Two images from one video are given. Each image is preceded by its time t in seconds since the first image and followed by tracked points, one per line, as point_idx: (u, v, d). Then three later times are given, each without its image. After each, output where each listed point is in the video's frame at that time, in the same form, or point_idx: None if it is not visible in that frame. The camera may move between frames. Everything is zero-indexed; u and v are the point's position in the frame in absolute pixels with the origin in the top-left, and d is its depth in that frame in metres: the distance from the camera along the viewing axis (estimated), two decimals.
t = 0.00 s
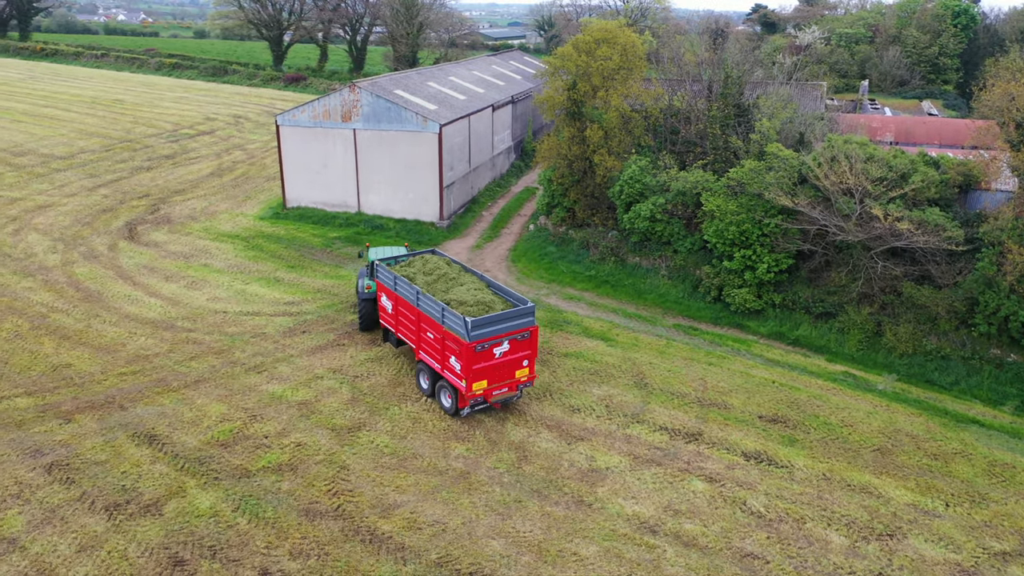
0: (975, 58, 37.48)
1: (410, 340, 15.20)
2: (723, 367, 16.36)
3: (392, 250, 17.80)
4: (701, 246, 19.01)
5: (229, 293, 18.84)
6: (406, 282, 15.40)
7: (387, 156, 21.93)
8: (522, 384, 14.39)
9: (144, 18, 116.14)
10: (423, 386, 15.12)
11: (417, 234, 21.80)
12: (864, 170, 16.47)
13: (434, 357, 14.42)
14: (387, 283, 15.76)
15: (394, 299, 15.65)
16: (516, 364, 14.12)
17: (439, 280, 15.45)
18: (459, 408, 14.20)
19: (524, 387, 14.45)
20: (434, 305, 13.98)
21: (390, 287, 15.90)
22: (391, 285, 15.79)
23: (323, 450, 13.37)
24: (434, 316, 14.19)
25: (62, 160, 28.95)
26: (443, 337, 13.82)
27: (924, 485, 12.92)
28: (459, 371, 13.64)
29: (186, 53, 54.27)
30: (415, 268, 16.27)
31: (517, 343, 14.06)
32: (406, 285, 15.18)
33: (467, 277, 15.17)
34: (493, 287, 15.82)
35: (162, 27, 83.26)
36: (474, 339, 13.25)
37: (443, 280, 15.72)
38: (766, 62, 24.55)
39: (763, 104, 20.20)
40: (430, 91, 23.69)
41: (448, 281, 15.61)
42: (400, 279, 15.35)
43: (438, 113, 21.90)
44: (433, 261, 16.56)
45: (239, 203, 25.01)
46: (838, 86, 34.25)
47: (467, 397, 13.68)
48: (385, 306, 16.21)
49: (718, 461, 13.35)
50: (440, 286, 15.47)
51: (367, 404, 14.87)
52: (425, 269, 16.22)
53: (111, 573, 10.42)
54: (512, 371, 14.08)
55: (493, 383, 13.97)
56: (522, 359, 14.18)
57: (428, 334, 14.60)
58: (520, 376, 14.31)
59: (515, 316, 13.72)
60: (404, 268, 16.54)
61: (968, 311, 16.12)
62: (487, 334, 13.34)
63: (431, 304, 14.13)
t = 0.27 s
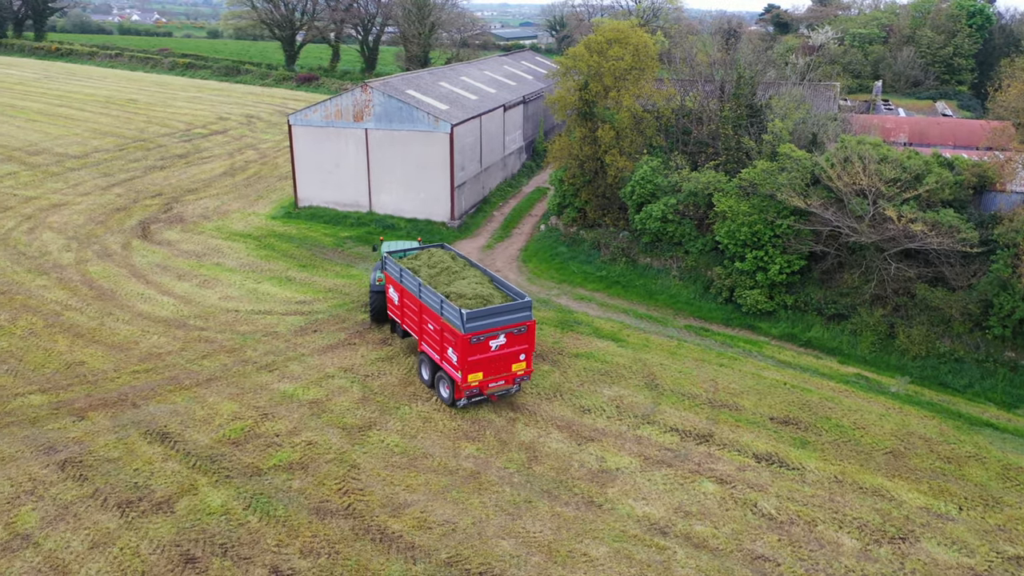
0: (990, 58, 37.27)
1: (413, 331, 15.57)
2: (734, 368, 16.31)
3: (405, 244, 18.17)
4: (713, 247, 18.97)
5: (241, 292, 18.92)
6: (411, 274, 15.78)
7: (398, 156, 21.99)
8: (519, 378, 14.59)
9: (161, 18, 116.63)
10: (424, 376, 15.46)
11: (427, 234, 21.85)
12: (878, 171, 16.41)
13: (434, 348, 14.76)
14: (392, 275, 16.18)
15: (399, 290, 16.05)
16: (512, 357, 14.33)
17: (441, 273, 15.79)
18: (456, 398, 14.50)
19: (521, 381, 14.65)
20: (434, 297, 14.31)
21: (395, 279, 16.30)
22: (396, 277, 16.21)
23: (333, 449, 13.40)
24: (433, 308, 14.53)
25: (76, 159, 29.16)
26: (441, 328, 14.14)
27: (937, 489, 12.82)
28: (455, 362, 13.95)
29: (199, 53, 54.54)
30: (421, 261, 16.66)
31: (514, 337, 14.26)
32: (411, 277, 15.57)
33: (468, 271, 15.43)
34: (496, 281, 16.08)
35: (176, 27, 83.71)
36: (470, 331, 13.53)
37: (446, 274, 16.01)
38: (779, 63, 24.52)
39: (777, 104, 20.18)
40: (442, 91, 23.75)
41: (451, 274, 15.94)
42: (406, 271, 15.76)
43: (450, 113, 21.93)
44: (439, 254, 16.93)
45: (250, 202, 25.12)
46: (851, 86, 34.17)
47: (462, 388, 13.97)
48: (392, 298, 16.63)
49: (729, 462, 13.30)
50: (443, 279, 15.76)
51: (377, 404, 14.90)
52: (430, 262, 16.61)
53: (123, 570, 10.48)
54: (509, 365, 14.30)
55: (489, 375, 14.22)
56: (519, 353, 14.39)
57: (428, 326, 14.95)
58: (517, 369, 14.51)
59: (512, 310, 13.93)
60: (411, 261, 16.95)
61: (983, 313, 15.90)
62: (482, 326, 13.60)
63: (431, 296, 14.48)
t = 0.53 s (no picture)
0: (1005, 58, 37.00)
1: (416, 322, 15.98)
2: (745, 369, 16.25)
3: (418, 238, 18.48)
4: (724, 247, 18.91)
5: (252, 291, 18.99)
6: (415, 267, 16.20)
7: (409, 156, 22.02)
8: (517, 371, 14.85)
9: (173, 18, 117.23)
10: (426, 367, 15.82)
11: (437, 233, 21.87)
12: (891, 172, 16.32)
13: (434, 339, 15.14)
14: (398, 267, 16.63)
15: (404, 282, 16.48)
16: (509, 350, 14.60)
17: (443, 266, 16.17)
18: (454, 389, 14.83)
19: (519, 373, 14.89)
20: (435, 288, 14.70)
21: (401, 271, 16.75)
22: (402, 269, 16.66)
23: (343, 448, 13.42)
24: (433, 299, 14.92)
25: (89, 158, 29.34)
26: (440, 319, 14.53)
27: (949, 492, 12.71)
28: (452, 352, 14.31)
29: (211, 53, 54.78)
30: (426, 254, 17.09)
31: (512, 330, 14.54)
32: (415, 269, 15.98)
33: (469, 264, 15.74)
34: (498, 276, 16.36)
35: (188, 27, 84.12)
36: (466, 322, 13.89)
37: (449, 267, 16.36)
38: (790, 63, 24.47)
39: (788, 104, 20.17)
40: (453, 91, 23.78)
41: (454, 268, 16.30)
42: (411, 264, 16.20)
43: (460, 114, 21.95)
44: (444, 248, 17.33)
45: (262, 201, 25.22)
46: (864, 87, 34.04)
47: (459, 378, 14.30)
48: (398, 290, 17.07)
49: (740, 464, 13.25)
50: (445, 272, 16.10)
51: (387, 403, 14.91)
52: (435, 255, 17.01)
53: (135, 566, 10.53)
54: (506, 357, 14.58)
55: (486, 366, 14.52)
56: (516, 346, 14.66)
57: (429, 317, 15.34)
58: (514, 362, 14.77)
59: (508, 303, 14.22)
60: (417, 254, 17.40)
61: (997, 315, 15.69)
62: (478, 318, 13.93)
63: (431, 287, 14.88)
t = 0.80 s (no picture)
0: (1019, 59, 36.74)
1: (420, 314, 16.29)
2: (756, 371, 16.17)
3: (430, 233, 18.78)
4: (735, 248, 18.85)
5: (263, 290, 19.04)
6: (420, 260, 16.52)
7: (419, 155, 22.05)
8: (516, 364, 15.06)
9: (185, 18, 117.77)
10: (429, 358, 16.12)
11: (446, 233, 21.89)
12: (904, 173, 16.21)
13: (435, 331, 15.42)
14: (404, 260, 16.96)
15: (409, 275, 16.80)
16: (508, 343, 14.81)
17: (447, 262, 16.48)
18: (453, 380, 15.11)
19: (518, 367, 15.10)
20: (436, 281, 14.97)
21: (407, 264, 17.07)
22: (408, 262, 16.98)
23: (353, 447, 13.43)
24: (435, 292, 15.19)
25: (102, 157, 29.50)
26: (440, 311, 14.80)
27: (961, 496, 12.61)
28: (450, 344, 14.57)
29: (223, 53, 54.99)
30: (432, 248, 17.41)
31: (511, 323, 14.73)
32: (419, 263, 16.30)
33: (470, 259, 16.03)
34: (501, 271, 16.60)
35: (201, 27, 84.47)
36: (463, 314, 14.14)
37: (452, 261, 16.65)
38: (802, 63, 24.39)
39: (800, 105, 20.08)
40: (463, 91, 23.79)
41: (457, 262, 16.59)
42: (417, 258, 16.53)
43: (471, 114, 21.95)
44: (449, 242, 17.63)
45: (272, 201, 25.30)
46: (877, 87, 33.89)
47: (457, 370, 14.56)
48: (404, 283, 17.40)
49: (750, 466, 13.19)
50: (448, 266, 16.42)
51: (397, 402, 14.92)
52: (440, 249, 17.32)
53: (145, 564, 10.56)
54: (504, 350, 14.79)
55: (485, 359, 14.77)
56: (515, 339, 14.86)
57: (432, 309, 15.62)
58: (513, 355, 14.97)
59: (507, 297, 14.40)
60: (422, 247, 17.72)
61: (1011, 317, 15.61)
62: (477, 311, 14.16)
63: (433, 280, 15.16)
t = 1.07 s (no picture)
0: None
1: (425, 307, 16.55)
2: (767, 373, 16.08)
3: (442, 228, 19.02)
4: (746, 250, 18.76)
5: (273, 290, 19.07)
6: (425, 254, 16.75)
7: (430, 155, 22.04)
8: (516, 358, 15.23)
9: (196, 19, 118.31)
10: (434, 351, 16.39)
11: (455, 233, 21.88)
12: (918, 174, 16.08)
13: (438, 324, 15.66)
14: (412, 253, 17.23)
15: (416, 268, 17.05)
16: (509, 337, 14.95)
17: (451, 255, 16.67)
18: (454, 373, 15.35)
19: (518, 361, 15.28)
20: (439, 275, 15.19)
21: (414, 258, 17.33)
22: (415, 256, 17.24)
23: (363, 447, 13.43)
24: (437, 286, 15.41)
25: (113, 156, 29.63)
26: (442, 305, 15.02)
27: (975, 501, 12.49)
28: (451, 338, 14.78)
29: (234, 53, 55.17)
30: (439, 242, 17.66)
31: (511, 318, 14.86)
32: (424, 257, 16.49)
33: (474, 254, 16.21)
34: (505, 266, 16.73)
35: (212, 27, 84.81)
36: (463, 309, 14.30)
37: (457, 256, 16.85)
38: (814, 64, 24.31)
39: (813, 106, 19.94)
40: (473, 92, 23.77)
41: (462, 256, 16.77)
42: (423, 252, 16.73)
43: (482, 114, 21.93)
44: (455, 236, 17.85)
45: (282, 200, 25.36)
46: (890, 88, 33.69)
47: (457, 363, 14.78)
48: (412, 276, 17.68)
49: (762, 469, 13.10)
50: (453, 261, 16.56)
51: (407, 403, 14.90)
52: (446, 244, 17.55)
53: (156, 564, 10.57)
54: (505, 344, 14.95)
55: (486, 352, 14.95)
56: (515, 334, 15.00)
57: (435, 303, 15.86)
58: (513, 350, 15.13)
59: (507, 292, 14.51)
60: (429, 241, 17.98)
61: None
62: (476, 305, 14.33)
63: (436, 274, 15.38)
